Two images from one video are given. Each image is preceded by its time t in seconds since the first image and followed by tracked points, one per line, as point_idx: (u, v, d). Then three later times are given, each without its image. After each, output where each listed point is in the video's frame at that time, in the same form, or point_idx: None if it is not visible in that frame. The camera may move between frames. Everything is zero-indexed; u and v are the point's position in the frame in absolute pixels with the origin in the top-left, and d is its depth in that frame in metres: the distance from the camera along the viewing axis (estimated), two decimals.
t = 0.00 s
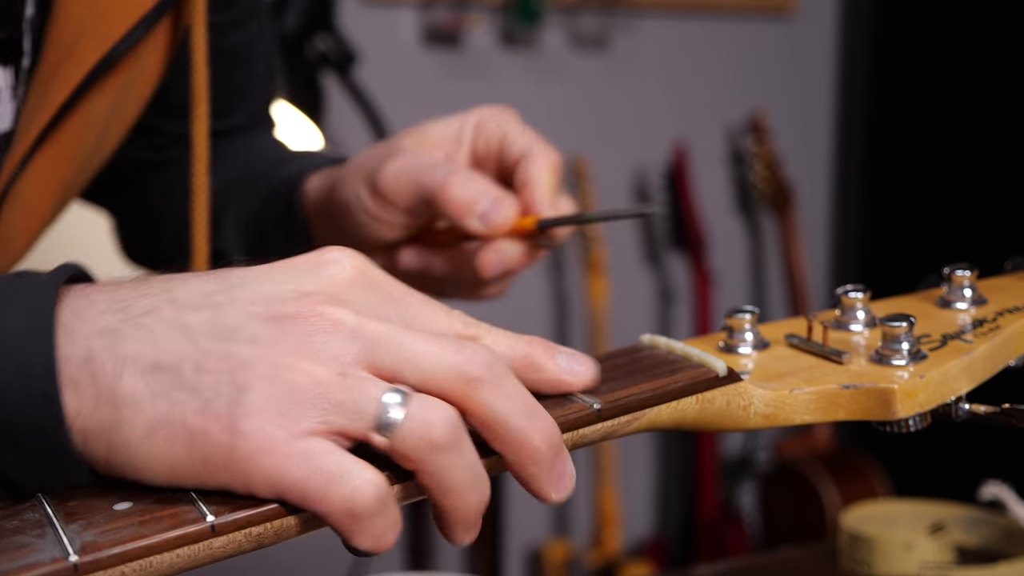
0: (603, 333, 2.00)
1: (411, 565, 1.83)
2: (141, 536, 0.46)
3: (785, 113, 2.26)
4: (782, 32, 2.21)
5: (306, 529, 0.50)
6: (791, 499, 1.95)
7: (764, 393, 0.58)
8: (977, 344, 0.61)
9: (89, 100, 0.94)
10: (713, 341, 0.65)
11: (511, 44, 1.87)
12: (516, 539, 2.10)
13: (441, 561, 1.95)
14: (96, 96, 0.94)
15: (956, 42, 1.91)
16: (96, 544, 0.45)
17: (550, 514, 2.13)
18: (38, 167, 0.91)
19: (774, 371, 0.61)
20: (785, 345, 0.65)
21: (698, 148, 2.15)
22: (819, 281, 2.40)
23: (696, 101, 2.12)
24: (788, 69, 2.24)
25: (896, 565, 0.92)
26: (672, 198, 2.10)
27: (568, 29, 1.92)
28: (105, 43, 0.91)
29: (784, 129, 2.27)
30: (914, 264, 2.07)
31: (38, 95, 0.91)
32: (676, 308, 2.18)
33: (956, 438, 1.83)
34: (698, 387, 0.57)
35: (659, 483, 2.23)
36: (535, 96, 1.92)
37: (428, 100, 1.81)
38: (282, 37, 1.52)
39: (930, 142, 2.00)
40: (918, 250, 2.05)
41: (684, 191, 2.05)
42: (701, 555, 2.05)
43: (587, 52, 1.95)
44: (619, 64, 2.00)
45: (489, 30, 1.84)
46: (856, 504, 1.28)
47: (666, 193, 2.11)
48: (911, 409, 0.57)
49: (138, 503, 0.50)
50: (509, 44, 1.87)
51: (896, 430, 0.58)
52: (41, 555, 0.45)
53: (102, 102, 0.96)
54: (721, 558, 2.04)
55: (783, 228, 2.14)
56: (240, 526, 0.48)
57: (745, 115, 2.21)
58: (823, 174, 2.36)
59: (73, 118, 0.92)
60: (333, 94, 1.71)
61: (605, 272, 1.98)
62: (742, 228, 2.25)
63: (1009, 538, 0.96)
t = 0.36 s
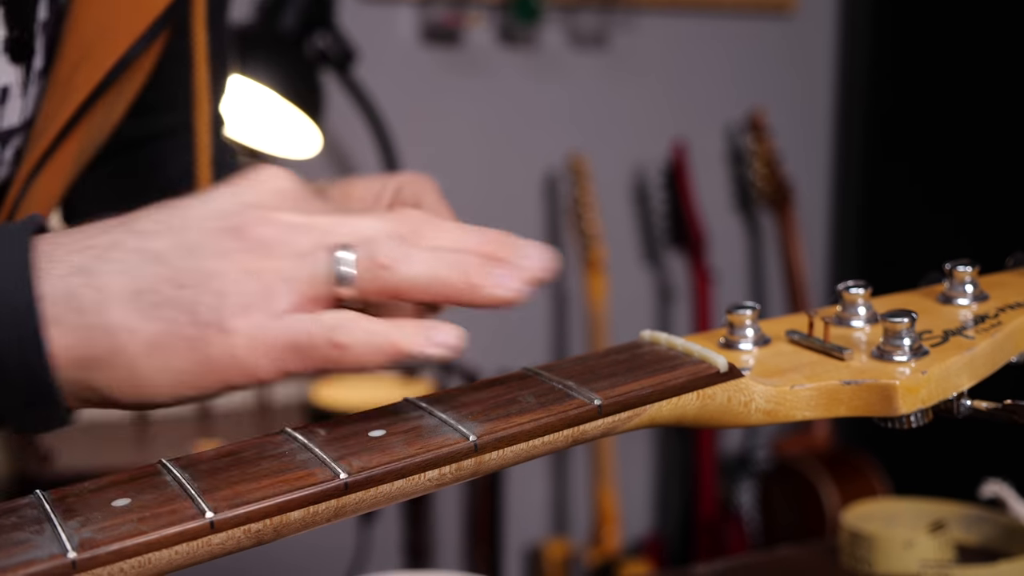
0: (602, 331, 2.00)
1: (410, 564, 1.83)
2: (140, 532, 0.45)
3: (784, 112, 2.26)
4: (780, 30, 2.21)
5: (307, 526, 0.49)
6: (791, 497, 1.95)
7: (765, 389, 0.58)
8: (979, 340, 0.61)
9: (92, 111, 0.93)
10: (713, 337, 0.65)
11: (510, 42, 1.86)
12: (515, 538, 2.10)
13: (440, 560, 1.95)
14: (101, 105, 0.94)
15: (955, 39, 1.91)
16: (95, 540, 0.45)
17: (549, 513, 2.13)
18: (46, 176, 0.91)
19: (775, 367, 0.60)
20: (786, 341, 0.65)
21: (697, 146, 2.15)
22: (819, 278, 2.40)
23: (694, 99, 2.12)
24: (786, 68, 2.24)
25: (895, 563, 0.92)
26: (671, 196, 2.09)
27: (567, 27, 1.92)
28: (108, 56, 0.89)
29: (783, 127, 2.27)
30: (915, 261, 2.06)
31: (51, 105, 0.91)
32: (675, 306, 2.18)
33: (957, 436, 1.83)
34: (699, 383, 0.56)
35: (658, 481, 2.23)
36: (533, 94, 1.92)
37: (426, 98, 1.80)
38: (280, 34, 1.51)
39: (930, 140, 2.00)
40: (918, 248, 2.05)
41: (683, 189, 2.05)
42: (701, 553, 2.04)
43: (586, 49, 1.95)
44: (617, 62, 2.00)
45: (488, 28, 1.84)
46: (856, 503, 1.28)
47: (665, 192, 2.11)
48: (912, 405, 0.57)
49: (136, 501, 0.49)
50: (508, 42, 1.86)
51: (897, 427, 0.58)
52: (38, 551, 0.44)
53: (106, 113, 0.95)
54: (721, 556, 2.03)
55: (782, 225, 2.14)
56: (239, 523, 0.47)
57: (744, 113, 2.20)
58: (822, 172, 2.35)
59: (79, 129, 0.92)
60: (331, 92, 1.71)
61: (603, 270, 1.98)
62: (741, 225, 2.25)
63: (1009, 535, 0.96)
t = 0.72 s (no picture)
0: (602, 331, 2.00)
1: (410, 564, 1.83)
2: (138, 534, 0.45)
3: (784, 111, 2.25)
4: (780, 29, 2.20)
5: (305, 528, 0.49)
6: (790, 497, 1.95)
7: (767, 390, 0.57)
8: (982, 341, 0.61)
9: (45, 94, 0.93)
10: (714, 338, 0.65)
11: (510, 41, 1.86)
12: (514, 537, 2.10)
13: (440, 560, 1.95)
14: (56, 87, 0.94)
15: (956, 39, 1.91)
16: (93, 542, 0.45)
17: (549, 513, 2.13)
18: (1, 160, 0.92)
19: (777, 368, 0.60)
20: (788, 342, 0.64)
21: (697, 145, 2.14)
22: (819, 278, 2.40)
23: (693, 99, 2.12)
24: (786, 68, 2.23)
25: (897, 565, 0.92)
26: (671, 196, 2.09)
27: (568, 26, 1.91)
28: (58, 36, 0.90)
29: (784, 127, 2.26)
30: (915, 262, 2.07)
31: None
32: (675, 305, 2.18)
33: (957, 436, 1.83)
34: (700, 385, 0.56)
35: (658, 481, 2.23)
36: (534, 93, 1.91)
37: (426, 97, 1.80)
38: (280, 33, 1.54)
39: (930, 141, 2.00)
40: (919, 247, 2.05)
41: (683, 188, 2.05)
42: (701, 554, 2.04)
43: (586, 49, 1.95)
44: (618, 61, 1.99)
45: (488, 27, 1.83)
46: (857, 505, 1.27)
47: (666, 191, 2.10)
48: (915, 406, 0.57)
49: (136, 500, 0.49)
50: (508, 41, 1.86)
51: (899, 428, 0.57)
52: (37, 553, 0.44)
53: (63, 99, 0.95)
54: (721, 557, 2.03)
55: (782, 225, 2.14)
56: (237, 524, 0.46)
57: (744, 112, 2.20)
58: (823, 171, 2.35)
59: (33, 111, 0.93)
60: (331, 91, 1.70)
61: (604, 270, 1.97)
62: (741, 225, 2.25)
63: (1010, 537, 0.96)
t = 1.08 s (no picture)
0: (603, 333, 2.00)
1: (411, 565, 1.82)
2: (146, 536, 0.45)
3: (786, 113, 2.25)
4: (782, 31, 2.20)
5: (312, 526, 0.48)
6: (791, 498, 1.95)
7: (774, 394, 0.57)
8: (989, 345, 0.61)
9: (36, 100, 0.92)
10: (721, 341, 0.64)
11: (512, 42, 1.86)
12: (515, 539, 2.09)
13: (440, 561, 1.94)
14: (46, 92, 0.92)
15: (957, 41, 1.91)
16: (101, 544, 0.44)
17: (550, 514, 2.13)
18: None
19: (784, 371, 0.60)
20: (795, 345, 0.64)
21: (699, 146, 2.14)
22: (820, 280, 2.40)
23: (694, 100, 2.11)
24: (788, 71, 2.23)
25: (901, 567, 0.92)
26: (673, 197, 2.09)
27: (570, 26, 1.91)
28: (44, 43, 0.89)
29: (785, 128, 2.26)
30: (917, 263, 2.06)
31: None
32: (676, 307, 2.17)
33: (959, 438, 1.83)
34: (707, 388, 0.56)
35: (659, 483, 2.23)
36: (536, 94, 1.91)
37: (427, 97, 1.80)
38: (282, 33, 1.52)
39: (932, 143, 2.00)
40: (921, 249, 2.05)
41: (684, 189, 2.05)
42: (702, 556, 2.04)
43: (588, 50, 1.94)
44: (620, 62, 1.99)
45: (490, 28, 1.83)
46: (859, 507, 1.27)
47: (667, 193, 2.10)
48: (923, 410, 0.56)
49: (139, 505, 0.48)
50: (510, 42, 1.86)
51: (907, 432, 0.57)
52: (44, 556, 0.43)
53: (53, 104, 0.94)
54: (722, 560, 2.03)
55: (784, 227, 2.14)
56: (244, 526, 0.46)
57: (746, 114, 2.20)
58: (824, 173, 2.35)
59: (24, 117, 0.91)
60: (332, 91, 1.70)
61: (605, 271, 1.97)
62: (742, 226, 2.24)
63: (1014, 539, 0.96)
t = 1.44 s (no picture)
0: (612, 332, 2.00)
1: (420, 563, 1.83)
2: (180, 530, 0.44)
3: (795, 112, 2.25)
4: (791, 30, 2.20)
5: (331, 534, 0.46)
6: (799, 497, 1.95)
7: (802, 391, 0.57)
8: (1015, 344, 0.61)
9: (55, 98, 0.93)
10: (746, 339, 0.65)
11: (522, 41, 1.86)
12: (523, 537, 2.10)
13: (449, 559, 1.95)
14: (65, 89, 0.93)
15: (967, 40, 1.91)
16: (136, 537, 0.43)
17: (558, 513, 2.13)
18: (8, 164, 0.92)
19: (811, 369, 0.60)
20: (820, 343, 0.64)
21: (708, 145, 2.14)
22: (829, 280, 2.39)
23: (702, 99, 2.11)
24: (797, 71, 2.23)
25: (919, 566, 0.93)
26: (683, 197, 2.09)
27: (579, 25, 1.91)
28: (65, 38, 0.89)
29: (795, 128, 2.26)
30: (926, 262, 2.06)
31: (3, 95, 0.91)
32: (685, 306, 2.18)
33: (969, 438, 1.83)
34: (736, 385, 0.56)
35: (667, 482, 2.23)
36: (545, 93, 1.91)
37: (438, 96, 1.80)
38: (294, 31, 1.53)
39: (941, 142, 2.00)
40: (930, 248, 2.05)
41: (693, 188, 2.05)
42: (710, 556, 2.04)
43: (598, 49, 1.94)
44: (629, 61, 1.99)
45: (501, 27, 1.83)
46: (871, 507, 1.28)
47: (676, 192, 2.10)
48: (950, 408, 0.57)
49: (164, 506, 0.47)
50: (521, 41, 1.86)
51: (933, 430, 0.57)
52: (79, 548, 0.42)
53: (72, 100, 0.94)
54: (730, 559, 2.03)
55: (794, 226, 2.13)
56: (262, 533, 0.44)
57: (755, 113, 2.19)
58: (834, 173, 2.34)
59: (42, 115, 0.92)
60: (344, 89, 1.70)
61: (614, 270, 1.97)
62: (751, 226, 2.24)
63: None
